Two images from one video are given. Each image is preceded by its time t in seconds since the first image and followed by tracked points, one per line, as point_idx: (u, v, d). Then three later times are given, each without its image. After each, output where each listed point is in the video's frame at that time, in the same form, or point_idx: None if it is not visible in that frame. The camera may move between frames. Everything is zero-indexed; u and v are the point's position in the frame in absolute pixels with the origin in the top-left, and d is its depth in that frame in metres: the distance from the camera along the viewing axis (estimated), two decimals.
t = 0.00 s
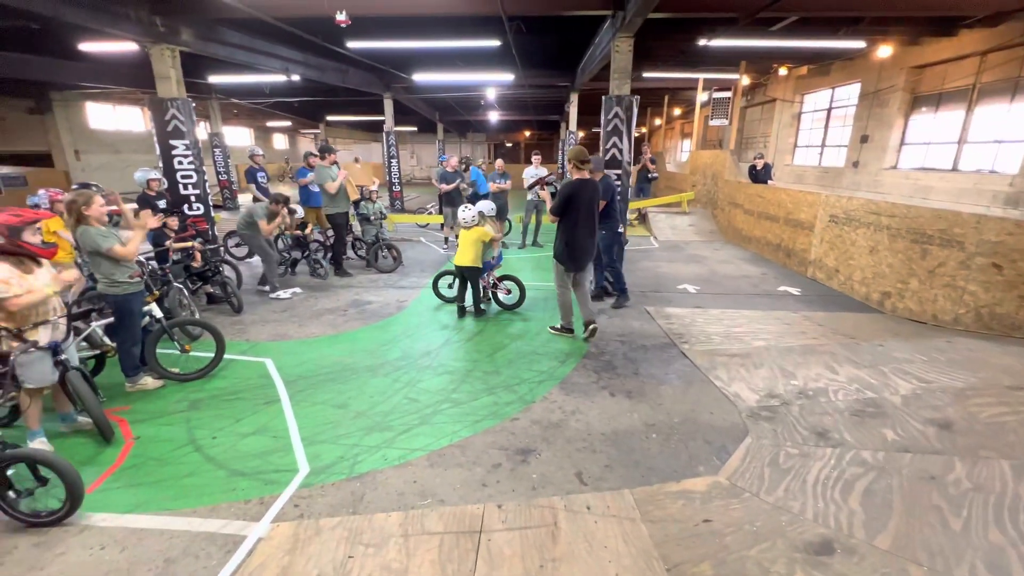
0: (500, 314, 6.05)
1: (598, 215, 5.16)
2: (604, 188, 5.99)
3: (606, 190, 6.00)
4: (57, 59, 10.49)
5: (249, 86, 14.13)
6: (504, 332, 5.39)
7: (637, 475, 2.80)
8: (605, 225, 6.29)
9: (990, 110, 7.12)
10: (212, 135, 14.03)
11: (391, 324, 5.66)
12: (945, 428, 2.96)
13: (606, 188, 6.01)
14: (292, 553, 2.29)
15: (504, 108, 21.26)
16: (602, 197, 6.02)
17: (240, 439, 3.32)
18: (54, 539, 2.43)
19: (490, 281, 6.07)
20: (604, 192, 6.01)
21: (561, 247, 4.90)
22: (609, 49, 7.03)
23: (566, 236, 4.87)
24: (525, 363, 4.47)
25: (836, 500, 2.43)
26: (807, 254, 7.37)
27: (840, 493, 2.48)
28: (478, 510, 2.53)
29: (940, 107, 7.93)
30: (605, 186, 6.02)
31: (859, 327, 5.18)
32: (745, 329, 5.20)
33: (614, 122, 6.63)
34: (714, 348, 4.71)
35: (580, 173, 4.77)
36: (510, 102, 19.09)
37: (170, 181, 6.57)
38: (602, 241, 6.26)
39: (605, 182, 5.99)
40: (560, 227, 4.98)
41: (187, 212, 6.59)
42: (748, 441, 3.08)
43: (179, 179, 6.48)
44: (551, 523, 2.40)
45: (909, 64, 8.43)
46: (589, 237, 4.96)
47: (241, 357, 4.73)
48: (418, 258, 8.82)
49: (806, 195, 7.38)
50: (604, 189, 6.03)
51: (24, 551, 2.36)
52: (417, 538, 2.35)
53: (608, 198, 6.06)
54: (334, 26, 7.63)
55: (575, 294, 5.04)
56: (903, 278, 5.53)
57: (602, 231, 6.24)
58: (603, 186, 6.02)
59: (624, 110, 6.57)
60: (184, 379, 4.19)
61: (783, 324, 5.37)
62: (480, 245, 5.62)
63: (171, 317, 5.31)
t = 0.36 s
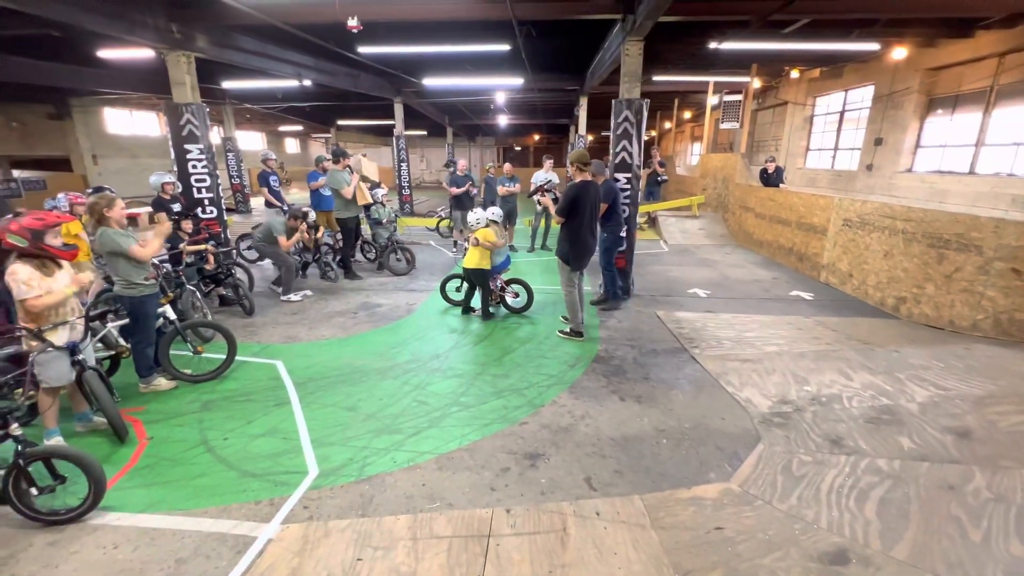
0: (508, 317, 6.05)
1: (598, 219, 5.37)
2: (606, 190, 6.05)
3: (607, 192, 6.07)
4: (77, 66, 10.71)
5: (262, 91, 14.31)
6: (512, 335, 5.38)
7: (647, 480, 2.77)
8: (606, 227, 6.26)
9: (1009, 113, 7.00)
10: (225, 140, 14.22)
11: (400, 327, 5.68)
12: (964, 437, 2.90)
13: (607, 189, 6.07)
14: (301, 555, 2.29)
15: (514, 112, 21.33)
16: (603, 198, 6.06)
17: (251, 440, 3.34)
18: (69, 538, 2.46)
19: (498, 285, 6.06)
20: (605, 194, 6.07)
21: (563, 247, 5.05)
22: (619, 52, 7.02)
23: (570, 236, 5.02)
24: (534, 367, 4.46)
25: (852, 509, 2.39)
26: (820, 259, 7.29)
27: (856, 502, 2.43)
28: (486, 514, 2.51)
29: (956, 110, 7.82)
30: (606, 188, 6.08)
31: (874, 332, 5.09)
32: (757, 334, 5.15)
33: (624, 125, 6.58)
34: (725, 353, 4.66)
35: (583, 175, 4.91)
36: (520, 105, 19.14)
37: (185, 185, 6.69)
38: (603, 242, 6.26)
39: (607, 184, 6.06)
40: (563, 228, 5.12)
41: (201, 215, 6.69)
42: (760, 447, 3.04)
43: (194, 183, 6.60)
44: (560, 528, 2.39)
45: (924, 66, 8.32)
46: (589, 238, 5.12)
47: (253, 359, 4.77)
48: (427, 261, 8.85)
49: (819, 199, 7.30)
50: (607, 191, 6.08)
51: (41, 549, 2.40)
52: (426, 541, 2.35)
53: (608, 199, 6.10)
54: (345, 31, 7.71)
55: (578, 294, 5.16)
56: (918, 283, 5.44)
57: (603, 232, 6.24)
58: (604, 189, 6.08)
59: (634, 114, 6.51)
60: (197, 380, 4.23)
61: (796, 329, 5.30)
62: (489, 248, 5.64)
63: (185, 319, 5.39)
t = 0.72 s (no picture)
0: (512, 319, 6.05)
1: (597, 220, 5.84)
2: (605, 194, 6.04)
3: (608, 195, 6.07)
4: (86, 68, 10.82)
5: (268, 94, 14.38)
6: (516, 338, 5.39)
7: (651, 485, 2.75)
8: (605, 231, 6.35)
9: (1019, 115, 6.94)
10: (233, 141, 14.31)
11: (405, 328, 5.70)
12: (975, 443, 2.86)
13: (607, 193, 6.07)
14: (305, 556, 2.29)
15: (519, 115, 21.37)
16: (603, 202, 6.10)
17: (256, 441, 3.35)
18: (76, 536, 2.48)
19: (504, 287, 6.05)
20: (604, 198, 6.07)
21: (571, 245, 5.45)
22: (625, 55, 7.01)
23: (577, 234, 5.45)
24: (538, 369, 4.45)
25: (859, 515, 2.36)
26: (826, 262, 7.24)
27: (863, 508, 2.41)
28: (490, 518, 2.51)
29: (965, 113, 7.77)
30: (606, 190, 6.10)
31: (882, 337, 5.04)
32: (763, 337, 5.11)
33: (629, 128, 6.57)
34: (731, 357, 4.63)
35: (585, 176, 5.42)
36: (525, 108, 19.15)
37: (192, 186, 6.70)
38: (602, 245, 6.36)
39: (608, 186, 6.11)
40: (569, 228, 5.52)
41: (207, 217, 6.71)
42: (766, 451, 3.01)
43: (201, 185, 6.62)
44: (564, 532, 2.38)
45: (932, 68, 8.26)
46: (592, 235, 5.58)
47: (258, 360, 4.79)
48: (432, 263, 8.86)
49: (826, 202, 7.25)
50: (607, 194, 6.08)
51: (46, 548, 2.41)
52: (430, 544, 2.34)
53: (608, 203, 6.12)
54: (352, 34, 7.76)
55: (582, 292, 5.56)
56: (927, 287, 5.40)
57: (603, 236, 6.36)
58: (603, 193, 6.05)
59: (639, 116, 6.50)
60: (203, 380, 4.25)
61: (803, 333, 5.26)
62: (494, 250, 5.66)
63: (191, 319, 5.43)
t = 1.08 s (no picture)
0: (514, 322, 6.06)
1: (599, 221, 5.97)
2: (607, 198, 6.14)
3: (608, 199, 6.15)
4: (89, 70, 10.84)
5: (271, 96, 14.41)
6: (519, 340, 5.39)
7: (653, 488, 2.74)
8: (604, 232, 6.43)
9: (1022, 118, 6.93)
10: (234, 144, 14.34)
11: (407, 331, 5.70)
12: (979, 448, 2.85)
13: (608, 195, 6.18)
14: (307, 558, 2.30)
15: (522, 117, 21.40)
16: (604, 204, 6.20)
17: (258, 443, 3.35)
18: (79, 538, 2.49)
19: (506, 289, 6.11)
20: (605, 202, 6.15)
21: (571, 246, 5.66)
22: (627, 58, 7.04)
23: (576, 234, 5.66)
24: (540, 373, 4.45)
25: (863, 519, 2.35)
26: (829, 265, 7.22)
27: (866, 512, 2.40)
28: (492, 521, 2.51)
29: (969, 116, 7.75)
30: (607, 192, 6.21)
31: (886, 340, 5.03)
32: (765, 340, 5.11)
33: (631, 130, 6.60)
34: (733, 360, 4.63)
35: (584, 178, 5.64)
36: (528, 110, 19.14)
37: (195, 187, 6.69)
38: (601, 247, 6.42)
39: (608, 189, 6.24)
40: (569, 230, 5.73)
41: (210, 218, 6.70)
42: (769, 455, 3.01)
43: (205, 187, 6.61)
44: (566, 535, 2.37)
45: (935, 70, 8.25)
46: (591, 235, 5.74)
47: (260, 363, 4.80)
48: (434, 265, 8.88)
49: (827, 205, 7.27)
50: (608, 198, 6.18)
51: (50, 549, 2.42)
52: (432, 547, 2.34)
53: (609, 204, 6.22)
54: (354, 37, 7.81)
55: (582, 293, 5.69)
56: (931, 290, 5.38)
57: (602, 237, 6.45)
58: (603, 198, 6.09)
59: (641, 119, 6.53)
60: (206, 381, 4.26)
61: (805, 336, 5.26)
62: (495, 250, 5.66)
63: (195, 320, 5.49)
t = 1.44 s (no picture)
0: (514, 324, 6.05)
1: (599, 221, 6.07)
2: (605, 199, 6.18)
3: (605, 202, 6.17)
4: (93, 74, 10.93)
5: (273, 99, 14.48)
6: (519, 342, 5.39)
7: (653, 491, 2.73)
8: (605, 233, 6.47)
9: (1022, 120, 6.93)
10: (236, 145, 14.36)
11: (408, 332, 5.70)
12: (981, 450, 2.84)
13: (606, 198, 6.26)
14: (306, 561, 2.29)
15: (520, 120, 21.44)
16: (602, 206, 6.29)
17: (258, 445, 3.35)
18: (77, 541, 2.48)
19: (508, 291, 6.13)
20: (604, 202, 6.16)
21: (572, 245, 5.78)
22: (626, 60, 7.07)
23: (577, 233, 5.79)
24: (540, 374, 4.44)
25: (865, 523, 2.34)
26: (830, 267, 7.20)
27: (868, 515, 2.39)
28: (492, 524, 2.50)
29: (969, 119, 7.75)
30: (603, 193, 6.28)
31: (887, 343, 5.02)
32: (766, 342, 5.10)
33: (631, 132, 6.61)
34: (733, 362, 4.62)
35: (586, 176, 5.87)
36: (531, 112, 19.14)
37: (195, 189, 6.69)
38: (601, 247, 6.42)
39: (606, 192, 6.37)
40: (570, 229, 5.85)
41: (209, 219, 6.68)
42: (769, 458, 3.00)
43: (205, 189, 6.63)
44: (566, 539, 2.36)
45: (934, 73, 8.26)
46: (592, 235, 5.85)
47: (260, 365, 4.77)
48: (433, 267, 8.88)
49: (825, 207, 7.31)
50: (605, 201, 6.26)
51: (49, 552, 2.41)
52: (431, 551, 2.33)
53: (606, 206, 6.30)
54: (353, 40, 7.84)
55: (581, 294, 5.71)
56: (931, 291, 5.38)
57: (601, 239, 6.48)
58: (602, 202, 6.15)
59: (641, 121, 6.54)
60: (206, 383, 4.26)
61: (806, 338, 5.25)
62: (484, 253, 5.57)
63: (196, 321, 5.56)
